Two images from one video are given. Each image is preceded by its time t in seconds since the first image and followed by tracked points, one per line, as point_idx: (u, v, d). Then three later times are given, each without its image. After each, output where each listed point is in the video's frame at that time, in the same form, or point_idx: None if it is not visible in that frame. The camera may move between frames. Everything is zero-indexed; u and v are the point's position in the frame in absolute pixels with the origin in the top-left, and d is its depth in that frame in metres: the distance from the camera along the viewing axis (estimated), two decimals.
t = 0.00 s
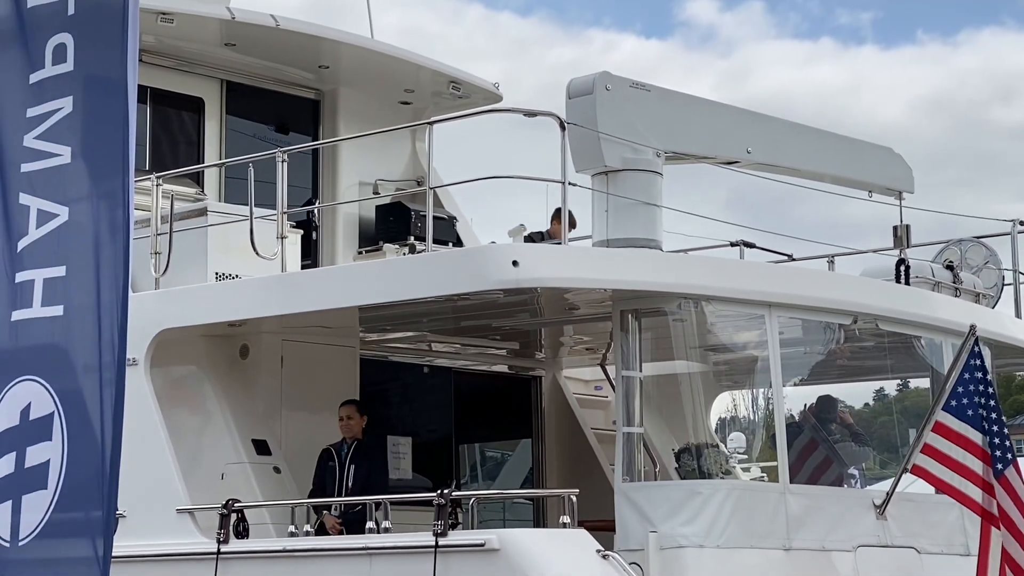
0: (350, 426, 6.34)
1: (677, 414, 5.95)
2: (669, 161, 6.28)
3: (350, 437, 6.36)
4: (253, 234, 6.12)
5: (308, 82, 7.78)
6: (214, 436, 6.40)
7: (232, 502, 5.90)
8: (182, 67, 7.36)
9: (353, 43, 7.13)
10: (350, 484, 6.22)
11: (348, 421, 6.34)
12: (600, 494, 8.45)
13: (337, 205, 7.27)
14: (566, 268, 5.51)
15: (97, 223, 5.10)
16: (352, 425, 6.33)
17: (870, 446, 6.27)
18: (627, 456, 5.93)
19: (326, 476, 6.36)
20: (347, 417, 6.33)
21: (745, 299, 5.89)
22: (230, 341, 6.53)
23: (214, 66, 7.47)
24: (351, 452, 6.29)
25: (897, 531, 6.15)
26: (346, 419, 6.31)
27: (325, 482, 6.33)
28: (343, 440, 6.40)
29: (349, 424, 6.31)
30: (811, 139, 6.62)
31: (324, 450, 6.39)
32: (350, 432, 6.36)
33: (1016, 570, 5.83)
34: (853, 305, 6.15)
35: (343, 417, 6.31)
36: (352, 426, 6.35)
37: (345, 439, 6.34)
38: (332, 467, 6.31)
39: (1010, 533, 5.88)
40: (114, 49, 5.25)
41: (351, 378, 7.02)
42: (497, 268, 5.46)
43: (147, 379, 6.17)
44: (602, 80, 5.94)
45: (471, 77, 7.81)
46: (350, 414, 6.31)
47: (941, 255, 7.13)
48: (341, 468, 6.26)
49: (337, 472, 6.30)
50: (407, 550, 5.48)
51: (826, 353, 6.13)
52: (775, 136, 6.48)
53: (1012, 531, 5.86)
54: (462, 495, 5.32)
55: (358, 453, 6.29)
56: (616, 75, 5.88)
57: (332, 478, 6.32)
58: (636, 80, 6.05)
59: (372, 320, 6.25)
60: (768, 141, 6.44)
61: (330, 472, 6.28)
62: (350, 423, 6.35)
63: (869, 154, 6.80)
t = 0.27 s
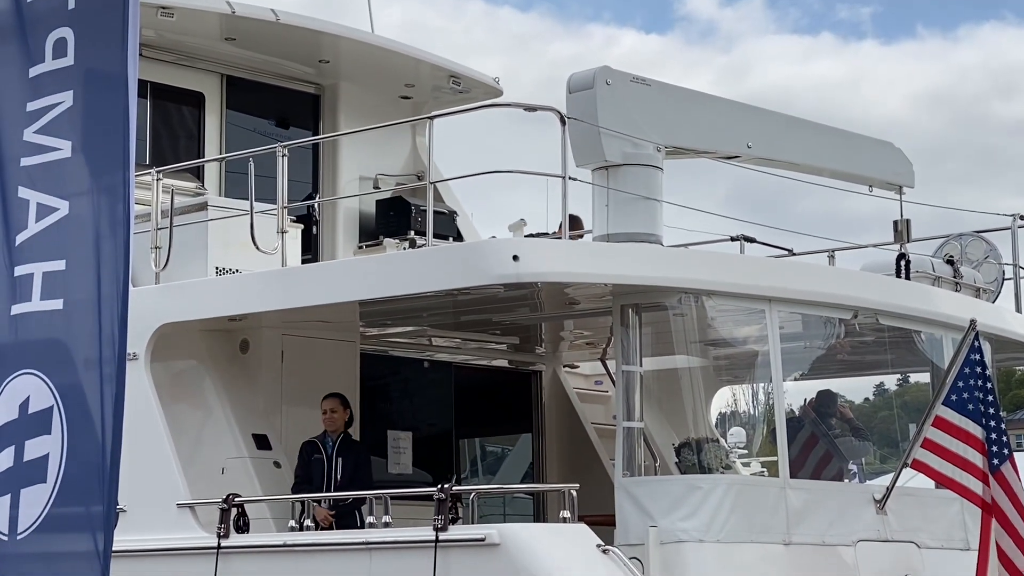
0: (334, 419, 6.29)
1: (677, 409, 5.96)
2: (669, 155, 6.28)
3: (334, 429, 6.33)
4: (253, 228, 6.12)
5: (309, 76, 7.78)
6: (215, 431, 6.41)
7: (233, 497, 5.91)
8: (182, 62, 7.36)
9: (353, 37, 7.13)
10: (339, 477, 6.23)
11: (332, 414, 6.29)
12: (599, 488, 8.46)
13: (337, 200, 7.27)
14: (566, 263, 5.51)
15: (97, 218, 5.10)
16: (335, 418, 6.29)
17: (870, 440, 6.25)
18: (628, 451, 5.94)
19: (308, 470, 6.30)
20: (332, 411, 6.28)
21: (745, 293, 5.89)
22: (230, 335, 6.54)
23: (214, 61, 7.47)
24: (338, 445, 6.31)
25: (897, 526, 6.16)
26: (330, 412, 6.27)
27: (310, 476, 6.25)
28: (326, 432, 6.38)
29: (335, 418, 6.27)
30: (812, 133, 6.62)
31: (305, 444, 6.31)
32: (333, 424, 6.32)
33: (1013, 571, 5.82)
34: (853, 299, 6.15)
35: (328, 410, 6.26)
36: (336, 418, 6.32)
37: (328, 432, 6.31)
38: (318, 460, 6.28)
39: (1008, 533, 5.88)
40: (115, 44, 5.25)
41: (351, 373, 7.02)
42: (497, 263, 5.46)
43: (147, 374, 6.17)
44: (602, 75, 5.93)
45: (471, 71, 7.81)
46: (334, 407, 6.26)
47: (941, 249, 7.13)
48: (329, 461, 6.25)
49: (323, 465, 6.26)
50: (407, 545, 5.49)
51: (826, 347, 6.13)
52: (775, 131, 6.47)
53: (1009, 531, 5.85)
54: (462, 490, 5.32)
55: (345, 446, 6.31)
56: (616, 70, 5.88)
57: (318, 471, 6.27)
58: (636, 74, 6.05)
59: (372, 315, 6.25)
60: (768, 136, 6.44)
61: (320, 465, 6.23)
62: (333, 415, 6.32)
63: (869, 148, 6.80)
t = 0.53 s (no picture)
0: (317, 411, 6.25)
1: (674, 401, 5.97)
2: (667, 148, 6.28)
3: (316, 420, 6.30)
4: (250, 221, 6.12)
5: (307, 69, 7.78)
6: (212, 423, 6.43)
7: (229, 489, 5.93)
8: (180, 55, 7.37)
9: (350, 30, 7.13)
10: (331, 471, 6.20)
11: (315, 405, 6.25)
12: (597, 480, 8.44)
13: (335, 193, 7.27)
14: (563, 255, 5.51)
15: (94, 210, 5.09)
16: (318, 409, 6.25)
17: (867, 432, 6.25)
18: (625, 443, 5.94)
19: (295, 463, 6.20)
20: (315, 403, 6.24)
21: (742, 285, 5.89)
22: (228, 328, 6.55)
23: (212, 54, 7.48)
24: (326, 437, 6.26)
25: (894, 518, 6.16)
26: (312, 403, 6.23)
27: (300, 469, 6.16)
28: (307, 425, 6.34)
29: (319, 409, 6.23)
30: (809, 126, 6.63)
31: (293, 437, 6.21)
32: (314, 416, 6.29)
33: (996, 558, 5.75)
34: (850, 292, 6.15)
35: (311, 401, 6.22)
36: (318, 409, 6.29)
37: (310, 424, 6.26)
38: (308, 453, 6.19)
39: (994, 523, 5.84)
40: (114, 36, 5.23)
41: (349, 366, 7.02)
42: (495, 255, 5.46)
43: (144, 366, 6.18)
44: (600, 68, 5.95)
45: (468, 63, 7.81)
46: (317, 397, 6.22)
47: (939, 242, 7.13)
48: (320, 453, 6.19)
49: (314, 458, 6.19)
50: (404, 537, 5.50)
51: (823, 340, 6.14)
52: (772, 124, 6.47)
53: (995, 520, 5.81)
54: (459, 483, 5.33)
55: (333, 438, 6.28)
56: (613, 62, 5.89)
57: (308, 464, 6.19)
58: (633, 67, 6.05)
59: (369, 308, 6.25)
60: (766, 129, 6.44)
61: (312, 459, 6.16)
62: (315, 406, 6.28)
63: (867, 141, 6.80)
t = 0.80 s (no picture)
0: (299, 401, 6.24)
1: (668, 392, 5.97)
2: (661, 140, 6.27)
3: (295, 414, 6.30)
4: (244, 212, 6.12)
5: (301, 60, 7.77)
6: (207, 415, 6.43)
7: (224, 480, 5.93)
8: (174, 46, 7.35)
9: (345, 21, 7.11)
10: (319, 462, 6.22)
11: (297, 396, 6.23)
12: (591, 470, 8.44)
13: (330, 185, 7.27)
14: (557, 246, 5.50)
15: (91, 202, 5.11)
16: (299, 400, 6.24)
17: (860, 424, 6.25)
18: (620, 434, 5.93)
19: (283, 458, 6.16)
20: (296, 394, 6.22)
21: (736, 277, 5.90)
22: (221, 319, 6.53)
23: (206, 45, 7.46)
24: (311, 429, 6.25)
25: (887, 510, 6.17)
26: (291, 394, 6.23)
27: (290, 464, 6.14)
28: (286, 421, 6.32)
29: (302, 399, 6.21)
30: (803, 117, 6.63)
31: (280, 431, 6.17)
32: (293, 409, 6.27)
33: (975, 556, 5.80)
34: (844, 284, 6.15)
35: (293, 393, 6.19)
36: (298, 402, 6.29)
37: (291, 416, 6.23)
38: (296, 447, 6.17)
39: (976, 520, 5.88)
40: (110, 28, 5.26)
41: (343, 358, 7.02)
42: (489, 247, 5.46)
43: (138, 358, 6.18)
44: (594, 59, 5.94)
45: (463, 54, 7.82)
46: (298, 387, 6.22)
47: (933, 234, 7.13)
48: (307, 446, 6.18)
49: (301, 451, 6.18)
50: (398, 529, 5.50)
51: (817, 332, 6.14)
52: (767, 115, 6.46)
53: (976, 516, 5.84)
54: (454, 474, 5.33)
55: (318, 429, 6.28)
56: (608, 54, 5.88)
57: (296, 458, 6.17)
58: (627, 58, 6.05)
59: (364, 299, 6.25)
60: (760, 120, 6.44)
61: (302, 454, 6.16)
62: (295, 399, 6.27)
63: (861, 132, 6.80)
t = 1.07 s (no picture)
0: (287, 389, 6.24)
1: (661, 382, 5.95)
2: (654, 130, 6.27)
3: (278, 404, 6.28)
4: (236, 202, 6.11)
5: (294, 50, 7.76)
6: (200, 404, 6.44)
7: (216, 470, 5.94)
8: (166, 36, 7.33)
9: (338, 12, 7.10)
10: (309, 452, 6.22)
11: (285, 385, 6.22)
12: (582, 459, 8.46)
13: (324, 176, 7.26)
14: (549, 236, 5.50)
15: (83, 192, 5.09)
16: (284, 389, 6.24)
17: (851, 415, 6.25)
18: (612, 425, 5.94)
19: (272, 450, 6.14)
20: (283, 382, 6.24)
21: (729, 267, 5.89)
22: (215, 309, 6.55)
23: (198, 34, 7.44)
24: (298, 420, 6.24)
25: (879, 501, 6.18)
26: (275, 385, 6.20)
27: (280, 456, 6.13)
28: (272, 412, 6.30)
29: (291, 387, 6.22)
30: (794, 107, 6.63)
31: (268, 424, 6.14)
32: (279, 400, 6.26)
33: (953, 549, 5.80)
34: (836, 275, 6.15)
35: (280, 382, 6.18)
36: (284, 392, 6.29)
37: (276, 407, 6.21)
38: (285, 438, 6.15)
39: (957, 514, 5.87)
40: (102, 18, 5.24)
41: (336, 349, 7.06)
42: (482, 237, 5.45)
43: (131, 349, 6.18)
44: (587, 49, 5.93)
45: (456, 45, 7.82)
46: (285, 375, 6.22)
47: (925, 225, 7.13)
48: (296, 438, 6.17)
49: (291, 443, 6.16)
50: (390, 519, 5.50)
51: (809, 324, 6.14)
52: (759, 106, 6.46)
53: (956, 510, 5.84)
54: (446, 464, 5.32)
55: (305, 419, 6.27)
56: (601, 44, 5.87)
57: (286, 449, 6.15)
58: (620, 49, 6.05)
59: (356, 289, 6.25)
60: (753, 111, 6.43)
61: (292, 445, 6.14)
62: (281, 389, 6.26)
63: (852, 121, 6.81)
